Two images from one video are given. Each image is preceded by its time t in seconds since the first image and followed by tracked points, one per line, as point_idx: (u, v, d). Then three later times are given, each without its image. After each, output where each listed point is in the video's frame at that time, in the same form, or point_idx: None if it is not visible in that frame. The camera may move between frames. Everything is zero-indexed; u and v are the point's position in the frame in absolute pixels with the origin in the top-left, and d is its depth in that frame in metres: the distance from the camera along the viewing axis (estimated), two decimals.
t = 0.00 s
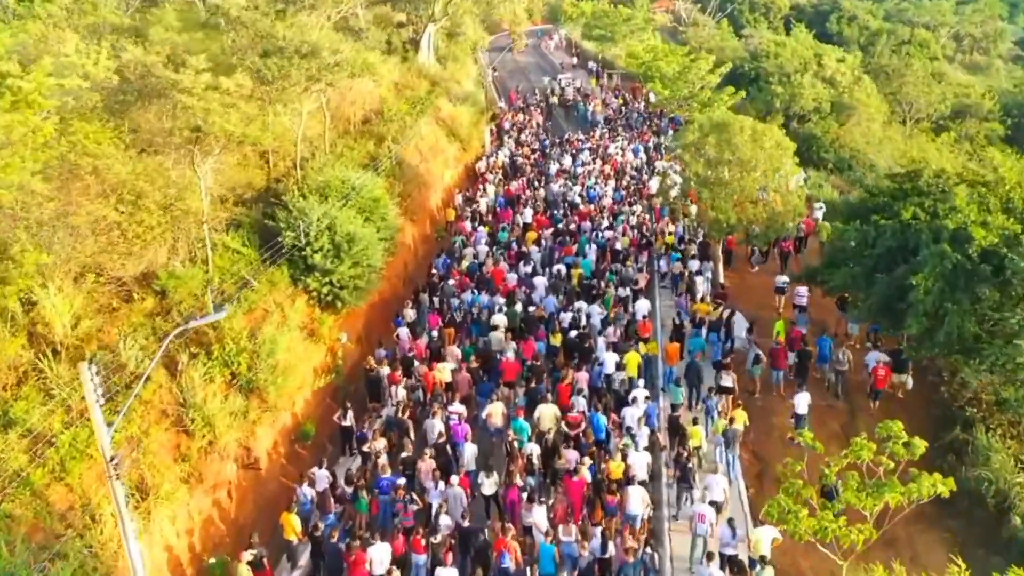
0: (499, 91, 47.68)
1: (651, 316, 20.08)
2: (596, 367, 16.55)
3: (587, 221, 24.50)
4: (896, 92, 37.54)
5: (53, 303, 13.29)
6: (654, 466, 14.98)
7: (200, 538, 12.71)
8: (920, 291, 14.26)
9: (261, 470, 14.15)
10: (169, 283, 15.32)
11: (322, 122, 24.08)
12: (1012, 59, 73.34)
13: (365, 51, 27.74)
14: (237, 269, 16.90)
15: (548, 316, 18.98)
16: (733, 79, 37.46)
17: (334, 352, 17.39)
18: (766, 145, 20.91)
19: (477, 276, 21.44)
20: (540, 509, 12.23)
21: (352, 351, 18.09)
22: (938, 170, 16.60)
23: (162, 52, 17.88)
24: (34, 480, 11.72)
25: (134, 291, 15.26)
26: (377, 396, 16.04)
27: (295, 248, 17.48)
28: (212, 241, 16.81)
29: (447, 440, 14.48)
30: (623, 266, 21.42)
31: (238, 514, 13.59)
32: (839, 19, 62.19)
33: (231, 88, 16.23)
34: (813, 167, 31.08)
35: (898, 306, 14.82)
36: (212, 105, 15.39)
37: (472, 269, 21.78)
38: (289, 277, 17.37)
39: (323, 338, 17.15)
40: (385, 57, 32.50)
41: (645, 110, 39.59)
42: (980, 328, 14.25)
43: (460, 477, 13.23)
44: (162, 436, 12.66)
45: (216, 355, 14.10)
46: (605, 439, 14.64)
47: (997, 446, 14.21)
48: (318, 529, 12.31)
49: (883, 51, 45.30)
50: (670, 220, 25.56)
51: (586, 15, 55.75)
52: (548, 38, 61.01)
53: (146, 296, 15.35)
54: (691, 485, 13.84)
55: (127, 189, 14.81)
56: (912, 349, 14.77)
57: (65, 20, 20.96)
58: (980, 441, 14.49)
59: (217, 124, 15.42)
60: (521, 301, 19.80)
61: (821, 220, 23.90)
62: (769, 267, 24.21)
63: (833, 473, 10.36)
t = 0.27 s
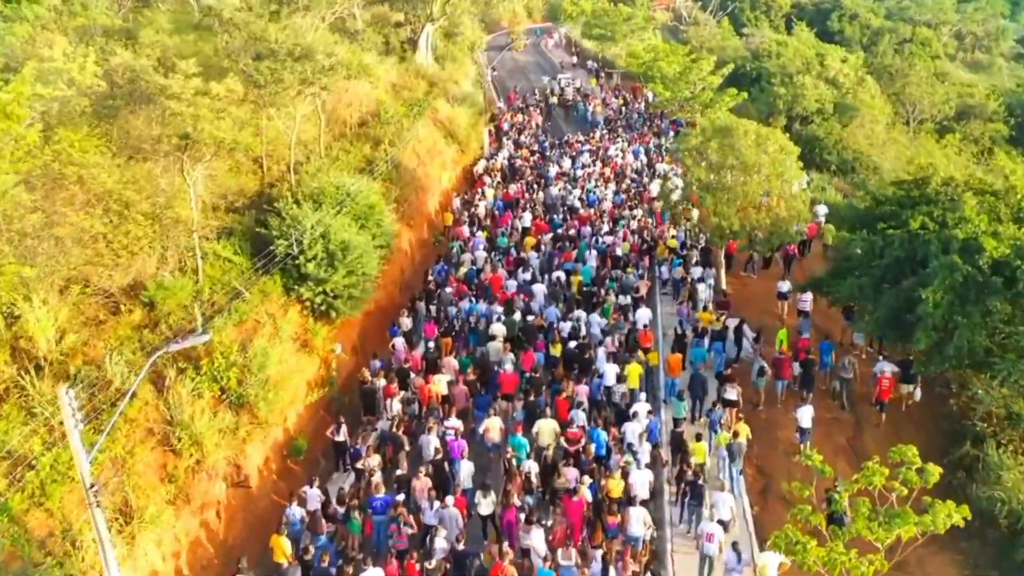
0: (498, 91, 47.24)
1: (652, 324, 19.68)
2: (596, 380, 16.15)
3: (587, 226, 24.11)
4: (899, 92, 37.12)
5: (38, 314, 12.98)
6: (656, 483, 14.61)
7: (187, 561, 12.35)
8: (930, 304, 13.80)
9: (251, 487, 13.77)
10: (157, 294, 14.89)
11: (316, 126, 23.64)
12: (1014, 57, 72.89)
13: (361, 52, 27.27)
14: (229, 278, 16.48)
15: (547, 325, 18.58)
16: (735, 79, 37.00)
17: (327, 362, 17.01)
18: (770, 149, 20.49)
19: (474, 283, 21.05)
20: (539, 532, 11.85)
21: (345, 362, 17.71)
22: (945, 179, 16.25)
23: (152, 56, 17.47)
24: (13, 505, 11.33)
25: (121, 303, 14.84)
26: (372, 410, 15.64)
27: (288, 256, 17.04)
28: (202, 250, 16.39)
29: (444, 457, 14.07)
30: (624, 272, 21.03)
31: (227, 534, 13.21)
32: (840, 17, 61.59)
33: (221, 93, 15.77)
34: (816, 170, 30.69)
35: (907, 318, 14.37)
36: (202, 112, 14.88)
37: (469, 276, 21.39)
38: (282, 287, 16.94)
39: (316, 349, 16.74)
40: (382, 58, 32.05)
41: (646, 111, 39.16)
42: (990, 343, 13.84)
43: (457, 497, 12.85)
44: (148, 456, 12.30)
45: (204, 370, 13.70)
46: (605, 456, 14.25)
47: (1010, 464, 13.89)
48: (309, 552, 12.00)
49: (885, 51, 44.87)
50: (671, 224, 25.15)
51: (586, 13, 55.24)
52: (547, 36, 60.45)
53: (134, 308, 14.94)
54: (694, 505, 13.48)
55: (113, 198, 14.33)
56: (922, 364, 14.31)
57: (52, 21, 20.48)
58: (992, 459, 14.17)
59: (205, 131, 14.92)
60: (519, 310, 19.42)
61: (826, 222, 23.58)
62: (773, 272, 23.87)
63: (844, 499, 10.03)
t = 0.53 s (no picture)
0: (497, 90, 46.79)
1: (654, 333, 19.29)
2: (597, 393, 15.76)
3: (587, 230, 23.72)
4: (902, 93, 36.70)
5: (20, 329, 12.52)
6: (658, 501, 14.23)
7: None
8: (939, 318, 13.42)
9: (240, 506, 13.39)
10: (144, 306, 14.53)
11: (312, 128, 23.25)
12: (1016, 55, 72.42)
13: (357, 53, 26.86)
14: (219, 289, 16.05)
15: (547, 335, 18.19)
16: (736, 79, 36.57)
17: (321, 374, 16.62)
18: (774, 153, 20.07)
19: (472, 290, 20.66)
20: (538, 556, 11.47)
21: (340, 373, 17.31)
22: (955, 185, 15.79)
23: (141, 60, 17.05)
24: None
25: (109, 315, 14.48)
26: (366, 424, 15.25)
27: (280, 265, 16.63)
28: (191, 259, 16.00)
29: (441, 474, 13.66)
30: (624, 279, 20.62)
31: (215, 555, 12.87)
32: (842, 15, 61.03)
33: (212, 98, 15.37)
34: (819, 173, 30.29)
35: (916, 331, 14.03)
36: (190, 118, 14.43)
37: (467, 283, 21.00)
38: (274, 297, 16.52)
39: (309, 361, 16.34)
40: (378, 59, 31.62)
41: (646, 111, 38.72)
42: (1001, 358, 13.49)
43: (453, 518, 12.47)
44: (133, 477, 11.96)
45: (192, 386, 13.27)
46: (605, 474, 13.87)
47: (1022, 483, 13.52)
48: None
49: (888, 50, 44.43)
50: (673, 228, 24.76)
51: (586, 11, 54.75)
52: (547, 35, 59.98)
53: (121, 320, 14.57)
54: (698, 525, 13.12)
55: (99, 207, 13.88)
56: (931, 378, 13.98)
57: (41, 23, 20.09)
58: (1004, 478, 13.80)
59: (194, 138, 14.48)
60: (518, 318, 19.03)
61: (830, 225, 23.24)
62: (776, 276, 23.51)
63: (854, 527, 9.66)
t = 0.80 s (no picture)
0: (496, 90, 46.34)
1: (655, 343, 18.91)
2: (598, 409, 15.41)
3: (586, 235, 23.35)
4: (906, 94, 36.35)
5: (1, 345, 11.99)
6: (660, 520, 13.87)
7: None
8: (951, 334, 13.04)
9: (230, 526, 13.06)
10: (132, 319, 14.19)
11: (307, 132, 22.84)
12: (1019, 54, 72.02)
13: (353, 55, 26.42)
14: (210, 299, 15.66)
15: (546, 345, 17.79)
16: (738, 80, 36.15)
17: (314, 387, 16.26)
18: (777, 159, 19.69)
19: (470, 298, 20.28)
20: None
21: (333, 385, 16.95)
22: (963, 193, 15.38)
23: (130, 65, 16.64)
24: None
25: (95, 329, 14.08)
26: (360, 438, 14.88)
27: (273, 275, 16.23)
28: (181, 270, 15.67)
29: (437, 493, 13.29)
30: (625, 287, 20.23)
31: None
32: (844, 13, 60.55)
33: (202, 105, 14.99)
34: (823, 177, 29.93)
35: (926, 345, 13.61)
36: (178, 125, 14.11)
37: (464, 291, 20.63)
38: (267, 308, 16.12)
39: (301, 375, 15.97)
40: (375, 60, 31.18)
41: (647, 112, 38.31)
42: (1013, 373, 13.13)
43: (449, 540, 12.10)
44: (116, 501, 11.71)
45: (179, 403, 12.91)
46: (606, 492, 13.48)
47: None
48: None
49: (891, 50, 44.02)
50: (674, 233, 24.37)
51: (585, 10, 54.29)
52: (547, 33, 59.49)
53: (108, 333, 14.14)
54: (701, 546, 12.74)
55: (82, 219, 13.79)
56: (940, 394, 13.58)
57: (29, 26, 19.69)
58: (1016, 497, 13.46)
59: (183, 147, 14.12)
60: (516, 327, 18.63)
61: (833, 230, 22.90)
62: (778, 283, 23.16)
63: (866, 558, 9.30)
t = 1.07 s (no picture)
0: (496, 89, 45.95)
1: (656, 352, 18.58)
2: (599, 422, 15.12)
3: (586, 240, 23.01)
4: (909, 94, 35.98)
5: None
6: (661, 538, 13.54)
7: None
8: (960, 348, 12.65)
9: (220, 545, 12.76)
10: (119, 332, 13.82)
11: (302, 135, 22.47)
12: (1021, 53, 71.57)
13: (350, 56, 26.03)
14: (201, 309, 15.32)
15: (545, 354, 17.45)
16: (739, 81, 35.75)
17: (308, 398, 15.94)
18: (781, 165, 19.34)
19: (468, 306, 19.94)
20: None
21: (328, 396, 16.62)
22: (972, 201, 15.03)
23: (120, 69, 16.26)
24: None
25: (82, 341, 13.73)
26: (355, 452, 14.55)
27: (266, 285, 15.89)
28: (171, 280, 15.31)
29: (432, 511, 12.93)
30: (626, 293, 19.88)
31: None
32: (844, 12, 60.17)
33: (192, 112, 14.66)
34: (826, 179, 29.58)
35: (933, 359, 13.22)
36: (166, 133, 13.79)
37: (462, 298, 20.30)
38: (260, 318, 15.77)
39: (295, 386, 15.62)
40: (373, 61, 30.80)
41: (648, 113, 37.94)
42: None
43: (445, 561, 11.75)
44: (104, 521, 11.51)
45: (167, 420, 12.66)
46: (606, 509, 13.15)
47: None
48: None
49: (894, 49, 43.63)
50: (675, 238, 24.02)
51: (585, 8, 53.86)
52: (546, 32, 59.03)
53: (96, 346, 13.81)
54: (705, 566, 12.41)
55: (68, 230, 13.38)
56: (949, 409, 13.19)
57: (19, 29, 19.32)
58: None
59: (171, 155, 13.82)
60: (515, 336, 18.30)
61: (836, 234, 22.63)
62: (780, 288, 22.83)
63: None
